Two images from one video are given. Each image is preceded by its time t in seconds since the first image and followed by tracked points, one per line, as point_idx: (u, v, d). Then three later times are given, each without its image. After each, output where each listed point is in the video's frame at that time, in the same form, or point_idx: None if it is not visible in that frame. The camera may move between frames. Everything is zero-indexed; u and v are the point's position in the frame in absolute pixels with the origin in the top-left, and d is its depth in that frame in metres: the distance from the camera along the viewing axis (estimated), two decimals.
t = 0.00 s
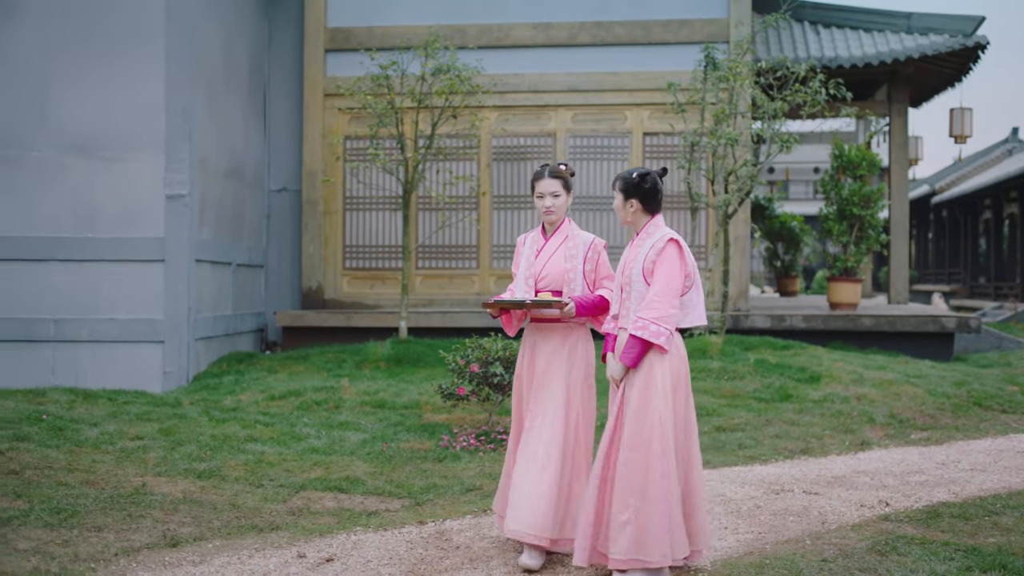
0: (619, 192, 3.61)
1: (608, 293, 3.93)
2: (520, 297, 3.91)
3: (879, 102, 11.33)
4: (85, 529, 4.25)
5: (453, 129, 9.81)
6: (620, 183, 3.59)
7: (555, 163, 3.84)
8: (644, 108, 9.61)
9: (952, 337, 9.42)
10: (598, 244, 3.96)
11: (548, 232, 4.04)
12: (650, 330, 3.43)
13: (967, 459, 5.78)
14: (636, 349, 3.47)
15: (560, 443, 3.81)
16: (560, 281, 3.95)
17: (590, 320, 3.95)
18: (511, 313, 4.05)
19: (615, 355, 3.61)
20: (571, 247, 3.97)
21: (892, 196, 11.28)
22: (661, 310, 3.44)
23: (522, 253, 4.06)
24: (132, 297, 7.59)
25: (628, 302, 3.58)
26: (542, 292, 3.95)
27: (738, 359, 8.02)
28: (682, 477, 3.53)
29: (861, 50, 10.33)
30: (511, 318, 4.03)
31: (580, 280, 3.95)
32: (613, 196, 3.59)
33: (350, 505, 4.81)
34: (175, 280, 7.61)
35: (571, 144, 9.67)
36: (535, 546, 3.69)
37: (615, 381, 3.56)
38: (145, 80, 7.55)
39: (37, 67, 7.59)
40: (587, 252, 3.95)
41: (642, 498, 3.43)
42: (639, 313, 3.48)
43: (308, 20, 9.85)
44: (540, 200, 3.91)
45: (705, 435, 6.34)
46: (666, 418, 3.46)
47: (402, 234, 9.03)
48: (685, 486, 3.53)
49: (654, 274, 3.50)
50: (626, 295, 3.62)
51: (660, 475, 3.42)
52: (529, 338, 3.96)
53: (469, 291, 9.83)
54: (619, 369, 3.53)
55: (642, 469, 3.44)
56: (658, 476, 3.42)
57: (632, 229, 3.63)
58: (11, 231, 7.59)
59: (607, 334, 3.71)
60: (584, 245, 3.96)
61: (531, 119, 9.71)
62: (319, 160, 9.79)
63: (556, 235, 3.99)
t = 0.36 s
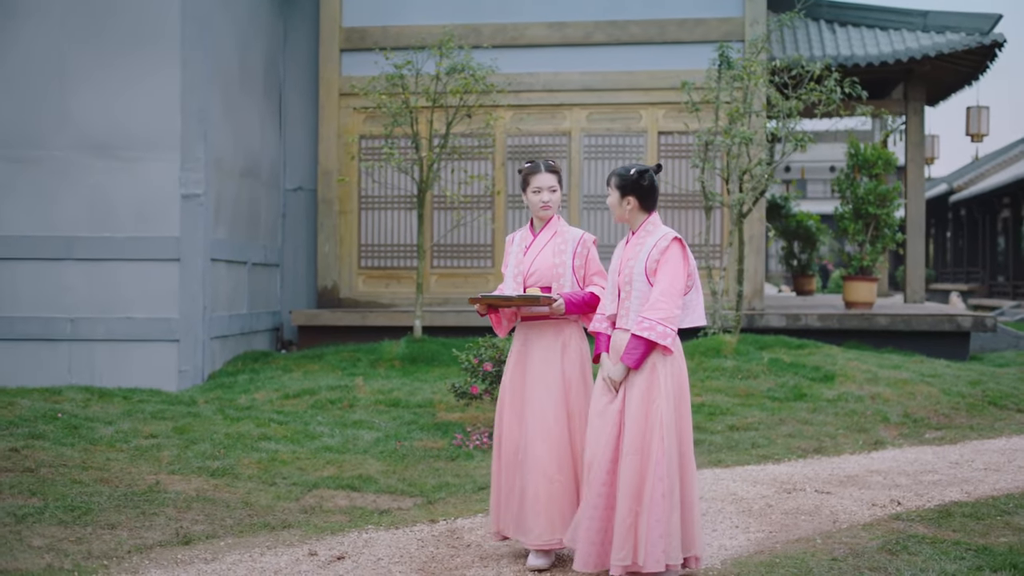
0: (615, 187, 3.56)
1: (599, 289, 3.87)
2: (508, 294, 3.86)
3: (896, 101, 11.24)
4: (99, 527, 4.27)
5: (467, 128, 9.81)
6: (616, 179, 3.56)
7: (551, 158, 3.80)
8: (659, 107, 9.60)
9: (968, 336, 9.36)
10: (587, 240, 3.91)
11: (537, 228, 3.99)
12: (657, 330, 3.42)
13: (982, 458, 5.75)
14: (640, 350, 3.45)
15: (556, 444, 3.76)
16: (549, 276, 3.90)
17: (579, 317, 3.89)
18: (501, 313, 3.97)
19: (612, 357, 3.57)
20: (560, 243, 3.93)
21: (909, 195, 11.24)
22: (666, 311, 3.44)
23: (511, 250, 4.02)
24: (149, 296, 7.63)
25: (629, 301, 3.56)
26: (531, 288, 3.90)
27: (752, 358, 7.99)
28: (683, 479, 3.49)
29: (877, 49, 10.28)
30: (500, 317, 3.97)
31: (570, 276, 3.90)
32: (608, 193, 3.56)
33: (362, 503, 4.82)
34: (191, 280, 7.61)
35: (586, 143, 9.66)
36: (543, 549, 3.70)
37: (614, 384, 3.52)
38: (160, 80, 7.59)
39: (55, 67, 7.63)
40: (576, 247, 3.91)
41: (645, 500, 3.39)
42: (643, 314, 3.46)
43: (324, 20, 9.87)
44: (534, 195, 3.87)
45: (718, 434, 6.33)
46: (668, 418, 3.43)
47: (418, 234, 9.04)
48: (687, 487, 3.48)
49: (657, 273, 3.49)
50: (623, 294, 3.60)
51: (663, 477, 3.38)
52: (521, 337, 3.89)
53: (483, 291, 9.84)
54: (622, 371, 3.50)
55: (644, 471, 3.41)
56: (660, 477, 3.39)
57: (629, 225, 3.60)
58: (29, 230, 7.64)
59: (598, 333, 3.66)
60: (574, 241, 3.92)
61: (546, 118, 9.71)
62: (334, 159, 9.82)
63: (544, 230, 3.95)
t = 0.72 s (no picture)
0: (606, 187, 3.51)
1: (589, 287, 3.86)
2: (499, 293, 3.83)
3: (909, 99, 11.22)
4: (110, 524, 4.29)
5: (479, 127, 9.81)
6: (607, 178, 3.50)
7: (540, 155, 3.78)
8: (671, 105, 9.58)
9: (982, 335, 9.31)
10: (578, 237, 3.90)
11: (527, 225, 3.97)
12: (654, 333, 3.37)
13: (993, 457, 5.71)
14: (635, 352, 3.39)
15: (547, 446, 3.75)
16: (541, 275, 3.88)
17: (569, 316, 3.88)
18: (489, 311, 3.94)
19: (603, 358, 3.51)
20: (551, 241, 3.90)
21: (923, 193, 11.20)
22: (662, 313, 3.39)
23: (500, 248, 3.99)
24: (163, 295, 7.67)
25: (621, 302, 3.50)
26: (523, 286, 3.88)
27: (764, 357, 7.97)
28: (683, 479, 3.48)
29: (891, 47, 10.23)
30: (489, 315, 3.94)
31: (562, 275, 3.88)
32: (600, 192, 3.50)
33: (372, 501, 4.83)
34: (204, 279, 7.64)
35: (598, 142, 9.65)
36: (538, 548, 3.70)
37: (609, 386, 3.45)
38: (175, 80, 7.63)
39: (70, 68, 7.66)
40: (568, 245, 3.89)
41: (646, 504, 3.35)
42: (638, 316, 3.40)
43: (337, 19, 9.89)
44: (525, 192, 3.81)
45: (729, 432, 6.32)
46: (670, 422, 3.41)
47: (430, 232, 9.05)
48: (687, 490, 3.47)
49: (651, 274, 3.44)
50: (614, 295, 3.53)
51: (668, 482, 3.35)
52: (509, 335, 3.86)
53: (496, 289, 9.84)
54: (616, 374, 3.42)
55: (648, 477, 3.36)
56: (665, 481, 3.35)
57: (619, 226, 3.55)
58: (43, 229, 7.67)
59: (588, 334, 3.58)
60: (565, 238, 3.89)
61: (558, 117, 9.70)
62: (348, 158, 9.84)
63: (535, 228, 3.93)
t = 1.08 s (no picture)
0: (591, 183, 3.48)
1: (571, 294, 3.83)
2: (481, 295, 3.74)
3: (925, 98, 11.17)
4: (123, 522, 4.32)
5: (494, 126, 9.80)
6: (592, 174, 3.48)
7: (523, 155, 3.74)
8: (686, 104, 9.56)
9: (998, 334, 9.25)
10: (562, 243, 3.86)
11: (509, 226, 3.88)
12: (634, 329, 3.34)
13: (1007, 457, 5.68)
14: (615, 349, 3.36)
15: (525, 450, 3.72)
16: (523, 279, 3.81)
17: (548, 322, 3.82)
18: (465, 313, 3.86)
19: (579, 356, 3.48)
20: (535, 244, 3.84)
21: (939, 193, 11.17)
22: (643, 310, 3.36)
23: (480, 247, 3.88)
24: (179, 294, 7.70)
25: (601, 299, 3.47)
26: (503, 289, 3.80)
27: (777, 356, 7.94)
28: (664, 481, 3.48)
29: (907, 45, 10.17)
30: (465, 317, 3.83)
31: (545, 280, 3.83)
32: (586, 188, 3.46)
33: (384, 499, 4.84)
34: (219, 278, 7.66)
35: (613, 140, 9.64)
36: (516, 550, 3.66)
37: (583, 383, 3.42)
38: (190, 80, 7.67)
39: (86, 68, 7.71)
40: (552, 250, 3.85)
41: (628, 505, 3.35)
42: (619, 311, 3.37)
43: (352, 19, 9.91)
44: (508, 194, 3.77)
45: (741, 431, 6.30)
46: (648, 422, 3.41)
47: (445, 231, 9.06)
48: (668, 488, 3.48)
49: (633, 271, 3.42)
50: (594, 292, 3.49)
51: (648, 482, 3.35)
52: (483, 339, 3.78)
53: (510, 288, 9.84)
54: (593, 371, 3.40)
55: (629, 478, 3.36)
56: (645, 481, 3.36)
57: (599, 222, 3.53)
58: (59, 229, 7.71)
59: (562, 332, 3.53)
60: (549, 243, 3.85)
61: (573, 116, 9.69)
62: (363, 157, 9.85)
63: (519, 230, 3.85)
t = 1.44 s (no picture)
0: (576, 178, 3.46)
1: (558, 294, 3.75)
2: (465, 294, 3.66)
3: (943, 97, 11.07)
4: (136, 519, 4.34)
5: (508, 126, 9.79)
6: (577, 170, 3.46)
7: (505, 152, 3.66)
8: (701, 103, 9.53)
9: (1014, 333, 9.19)
10: (548, 240, 3.77)
11: (494, 224, 3.80)
12: (635, 327, 3.33)
13: (1021, 457, 5.63)
14: (616, 349, 3.34)
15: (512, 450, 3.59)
16: (508, 277, 3.73)
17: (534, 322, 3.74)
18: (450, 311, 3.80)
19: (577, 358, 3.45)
20: (520, 241, 3.75)
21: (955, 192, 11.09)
22: (640, 307, 3.36)
23: (464, 245, 3.81)
24: (194, 293, 7.73)
25: (595, 298, 3.43)
26: (488, 288, 3.72)
27: (791, 355, 7.90)
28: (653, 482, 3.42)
29: (923, 44, 10.11)
30: (449, 317, 3.79)
31: (530, 279, 3.74)
32: (571, 184, 3.44)
33: (396, 498, 4.85)
34: (234, 277, 7.71)
35: (628, 140, 9.63)
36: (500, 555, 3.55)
37: (584, 384, 3.39)
38: (205, 81, 7.70)
39: (102, 69, 7.75)
40: (537, 247, 3.76)
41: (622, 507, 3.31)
42: (616, 310, 3.36)
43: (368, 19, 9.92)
44: (494, 192, 3.68)
45: (754, 430, 6.28)
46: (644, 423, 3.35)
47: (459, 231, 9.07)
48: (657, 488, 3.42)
49: (625, 268, 3.41)
50: (586, 292, 3.45)
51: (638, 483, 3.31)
52: (470, 337, 3.72)
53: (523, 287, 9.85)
54: (594, 372, 3.37)
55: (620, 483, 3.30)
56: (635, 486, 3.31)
57: (581, 218, 3.50)
58: (74, 228, 7.76)
59: (554, 333, 3.47)
60: (534, 240, 3.76)
61: (587, 115, 9.67)
62: (377, 158, 9.86)
63: (503, 228, 3.77)
